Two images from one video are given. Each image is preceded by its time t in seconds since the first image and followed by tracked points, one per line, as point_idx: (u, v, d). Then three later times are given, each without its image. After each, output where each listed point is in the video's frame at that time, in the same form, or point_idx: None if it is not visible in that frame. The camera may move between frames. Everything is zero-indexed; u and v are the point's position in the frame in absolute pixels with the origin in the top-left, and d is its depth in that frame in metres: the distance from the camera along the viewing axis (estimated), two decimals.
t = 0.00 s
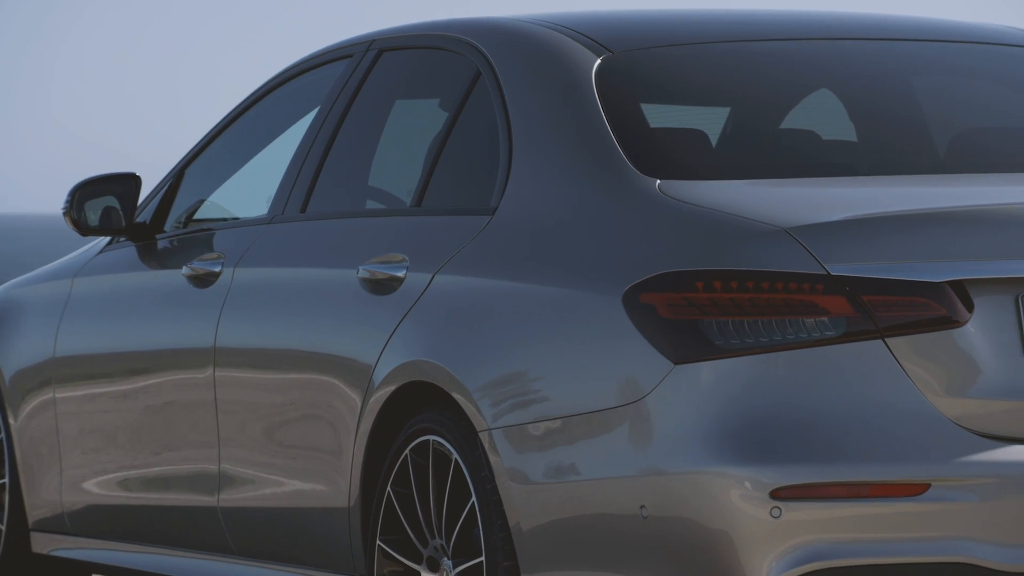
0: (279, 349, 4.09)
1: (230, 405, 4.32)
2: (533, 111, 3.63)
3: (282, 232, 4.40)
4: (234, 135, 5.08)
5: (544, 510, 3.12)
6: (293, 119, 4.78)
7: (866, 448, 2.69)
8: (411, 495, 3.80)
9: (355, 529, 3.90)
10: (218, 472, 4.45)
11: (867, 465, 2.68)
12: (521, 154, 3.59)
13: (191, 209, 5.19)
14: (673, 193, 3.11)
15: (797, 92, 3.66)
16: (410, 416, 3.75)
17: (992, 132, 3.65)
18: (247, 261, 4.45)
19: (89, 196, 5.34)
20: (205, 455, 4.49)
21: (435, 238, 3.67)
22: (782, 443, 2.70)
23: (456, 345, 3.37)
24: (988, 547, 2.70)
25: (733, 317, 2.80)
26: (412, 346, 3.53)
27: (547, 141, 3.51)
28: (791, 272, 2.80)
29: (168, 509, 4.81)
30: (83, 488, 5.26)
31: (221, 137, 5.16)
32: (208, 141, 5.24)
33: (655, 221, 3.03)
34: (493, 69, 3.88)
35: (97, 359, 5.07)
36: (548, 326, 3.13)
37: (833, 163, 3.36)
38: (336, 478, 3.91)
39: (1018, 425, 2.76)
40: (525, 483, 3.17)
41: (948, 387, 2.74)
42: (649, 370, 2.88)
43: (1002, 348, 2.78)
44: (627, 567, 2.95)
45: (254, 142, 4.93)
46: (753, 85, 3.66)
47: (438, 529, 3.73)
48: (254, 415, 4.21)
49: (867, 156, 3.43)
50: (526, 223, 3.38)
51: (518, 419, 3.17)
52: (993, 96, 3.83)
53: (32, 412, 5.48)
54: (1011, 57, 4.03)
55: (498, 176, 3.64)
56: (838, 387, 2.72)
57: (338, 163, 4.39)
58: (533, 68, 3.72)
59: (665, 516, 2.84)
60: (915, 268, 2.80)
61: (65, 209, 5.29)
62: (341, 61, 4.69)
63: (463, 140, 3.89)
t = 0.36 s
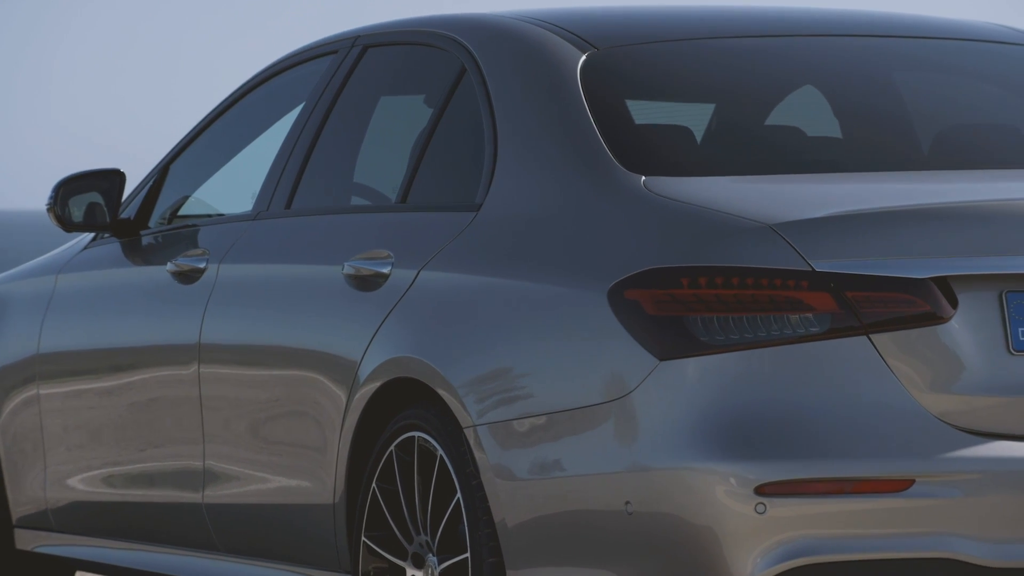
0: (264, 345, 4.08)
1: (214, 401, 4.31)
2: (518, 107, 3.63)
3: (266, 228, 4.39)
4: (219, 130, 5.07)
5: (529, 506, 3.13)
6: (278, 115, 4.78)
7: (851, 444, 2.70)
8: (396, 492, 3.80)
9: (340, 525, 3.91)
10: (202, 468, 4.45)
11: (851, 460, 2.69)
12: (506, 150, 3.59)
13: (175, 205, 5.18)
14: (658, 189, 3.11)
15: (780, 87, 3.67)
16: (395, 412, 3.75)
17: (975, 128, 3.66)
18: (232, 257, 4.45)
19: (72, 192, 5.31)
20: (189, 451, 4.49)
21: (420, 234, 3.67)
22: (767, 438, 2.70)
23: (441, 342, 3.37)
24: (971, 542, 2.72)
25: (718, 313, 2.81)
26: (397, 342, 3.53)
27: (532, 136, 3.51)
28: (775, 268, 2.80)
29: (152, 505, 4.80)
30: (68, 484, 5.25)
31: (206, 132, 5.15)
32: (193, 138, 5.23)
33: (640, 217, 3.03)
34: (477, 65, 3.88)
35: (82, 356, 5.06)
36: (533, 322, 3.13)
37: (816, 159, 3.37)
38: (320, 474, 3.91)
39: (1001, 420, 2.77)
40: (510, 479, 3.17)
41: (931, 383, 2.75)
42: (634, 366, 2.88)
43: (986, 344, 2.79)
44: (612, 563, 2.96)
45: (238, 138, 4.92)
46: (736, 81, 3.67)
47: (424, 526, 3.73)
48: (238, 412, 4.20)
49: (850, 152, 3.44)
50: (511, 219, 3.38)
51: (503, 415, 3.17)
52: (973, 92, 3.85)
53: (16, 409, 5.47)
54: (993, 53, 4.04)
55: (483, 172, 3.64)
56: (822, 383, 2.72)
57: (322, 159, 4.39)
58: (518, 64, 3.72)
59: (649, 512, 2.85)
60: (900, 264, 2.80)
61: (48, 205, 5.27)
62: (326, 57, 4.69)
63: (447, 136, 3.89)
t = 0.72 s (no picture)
0: (247, 340, 4.08)
1: (197, 397, 4.31)
2: (501, 102, 3.63)
3: (250, 223, 4.39)
4: (203, 125, 5.07)
5: (512, 501, 3.12)
6: (261, 110, 4.77)
7: (834, 439, 2.70)
8: (380, 487, 3.79)
9: (324, 521, 3.90)
10: (185, 463, 4.44)
11: (834, 455, 2.69)
12: (489, 145, 3.59)
13: (158, 200, 5.17)
14: (641, 184, 3.12)
15: (764, 83, 3.68)
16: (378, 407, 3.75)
17: (958, 124, 3.66)
18: (215, 252, 4.44)
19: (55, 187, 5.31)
20: (173, 447, 4.48)
21: (403, 229, 3.67)
22: (751, 433, 2.70)
23: (424, 337, 3.37)
24: (954, 537, 2.71)
25: (701, 309, 2.82)
26: (380, 337, 3.52)
27: (516, 131, 3.52)
28: (759, 263, 2.81)
29: (135, 501, 4.79)
30: (51, 479, 5.23)
31: (189, 127, 5.14)
32: (176, 133, 5.23)
33: (624, 212, 3.04)
34: (461, 60, 3.88)
35: (64, 351, 5.05)
36: (516, 317, 3.13)
37: (799, 155, 3.37)
38: (304, 469, 3.91)
39: (983, 415, 2.78)
40: (494, 474, 3.17)
41: (913, 378, 2.76)
42: (617, 361, 2.88)
43: (968, 338, 2.80)
44: (595, 557, 2.96)
45: (222, 133, 4.92)
46: (720, 76, 3.67)
47: (407, 521, 3.72)
48: (222, 407, 4.20)
49: (833, 148, 3.44)
50: (494, 214, 3.38)
51: (487, 410, 3.17)
52: (957, 87, 3.85)
53: None
54: (977, 49, 4.05)
55: (466, 167, 3.64)
56: (805, 378, 2.73)
57: (306, 154, 4.39)
58: (501, 59, 3.72)
59: (633, 507, 2.85)
60: (882, 259, 2.81)
61: (31, 200, 5.25)
62: (309, 52, 4.68)
63: (431, 131, 3.89)
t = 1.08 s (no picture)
0: (229, 335, 4.07)
1: (179, 391, 4.30)
2: (483, 96, 3.63)
3: (231, 217, 4.38)
4: (184, 119, 5.05)
5: (494, 496, 3.12)
6: (243, 103, 4.76)
7: (815, 433, 2.71)
8: (361, 482, 3.79)
9: (305, 515, 3.90)
10: (166, 458, 4.43)
11: (815, 450, 2.70)
12: (471, 139, 3.59)
13: (139, 194, 5.15)
14: (623, 179, 3.12)
15: (745, 78, 3.68)
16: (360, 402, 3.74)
17: (939, 119, 3.67)
18: (197, 246, 4.43)
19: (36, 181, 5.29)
20: (154, 441, 4.47)
21: (385, 224, 3.66)
22: (733, 427, 2.71)
23: (406, 331, 3.37)
24: (934, 531, 2.73)
25: (683, 303, 2.82)
26: (362, 332, 3.52)
27: (497, 126, 3.51)
28: (740, 258, 2.82)
29: (116, 496, 4.78)
30: (31, 474, 5.22)
31: (171, 121, 5.13)
32: (158, 126, 5.21)
33: (606, 206, 3.04)
34: (442, 54, 3.88)
35: (45, 345, 5.03)
36: (499, 312, 3.13)
37: (780, 150, 3.38)
38: (286, 464, 3.90)
39: (963, 409, 2.79)
40: (475, 469, 3.17)
41: (894, 372, 2.77)
42: (599, 355, 2.88)
43: (949, 333, 2.81)
44: (577, 552, 2.96)
45: (204, 126, 4.90)
46: (702, 71, 3.68)
47: (389, 516, 3.71)
48: (203, 402, 4.19)
49: (815, 143, 3.45)
50: (476, 208, 3.38)
51: (469, 405, 3.17)
52: (938, 82, 3.86)
53: None
54: (958, 44, 4.06)
55: (448, 161, 3.64)
56: (787, 372, 2.73)
57: (288, 148, 4.38)
58: (483, 52, 3.72)
59: (615, 501, 2.85)
60: (864, 253, 2.82)
61: (11, 194, 5.23)
62: (291, 46, 4.67)
63: (413, 126, 3.89)
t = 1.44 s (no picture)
0: (210, 330, 4.06)
1: (160, 387, 4.29)
2: (464, 91, 3.62)
3: (212, 212, 4.37)
4: (165, 114, 5.04)
5: (475, 491, 3.12)
6: (223, 98, 4.75)
7: (796, 427, 2.72)
8: (343, 477, 3.79)
9: (287, 511, 3.89)
10: (147, 453, 4.42)
11: (795, 444, 2.71)
12: (453, 133, 3.58)
13: (120, 189, 5.14)
14: (605, 173, 3.12)
15: (726, 73, 3.68)
16: (341, 397, 3.73)
17: (920, 114, 3.67)
18: (177, 241, 4.42)
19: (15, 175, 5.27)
20: (134, 436, 4.45)
21: (367, 218, 3.66)
22: (714, 422, 2.72)
23: (387, 326, 3.36)
24: (914, 525, 2.73)
25: (665, 298, 2.82)
26: (343, 327, 3.52)
27: (478, 121, 3.51)
28: (721, 253, 2.82)
29: (96, 491, 4.77)
30: (11, 470, 5.20)
31: (152, 116, 5.12)
32: (139, 120, 5.19)
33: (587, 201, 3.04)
34: (424, 48, 3.87)
35: (25, 340, 5.01)
36: (480, 307, 3.13)
37: (760, 146, 3.38)
38: (267, 459, 3.90)
39: (943, 403, 2.80)
40: (457, 464, 3.16)
41: (875, 367, 2.78)
42: (581, 351, 2.89)
43: (929, 327, 2.82)
44: (559, 547, 2.96)
45: (185, 121, 4.89)
46: (683, 66, 3.68)
47: (370, 510, 3.70)
48: (184, 397, 4.18)
49: (795, 138, 3.45)
50: (458, 203, 3.38)
51: (450, 400, 3.17)
52: (918, 78, 3.87)
53: None
54: (938, 40, 4.07)
55: (430, 156, 3.63)
56: (768, 367, 2.74)
57: (269, 143, 4.37)
58: (464, 47, 3.72)
59: (596, 496, 2.85)
60: (845, 248, 2.83)
61: None
62: (272, 40, 4.66)
63: (394, 120, 3.88)
